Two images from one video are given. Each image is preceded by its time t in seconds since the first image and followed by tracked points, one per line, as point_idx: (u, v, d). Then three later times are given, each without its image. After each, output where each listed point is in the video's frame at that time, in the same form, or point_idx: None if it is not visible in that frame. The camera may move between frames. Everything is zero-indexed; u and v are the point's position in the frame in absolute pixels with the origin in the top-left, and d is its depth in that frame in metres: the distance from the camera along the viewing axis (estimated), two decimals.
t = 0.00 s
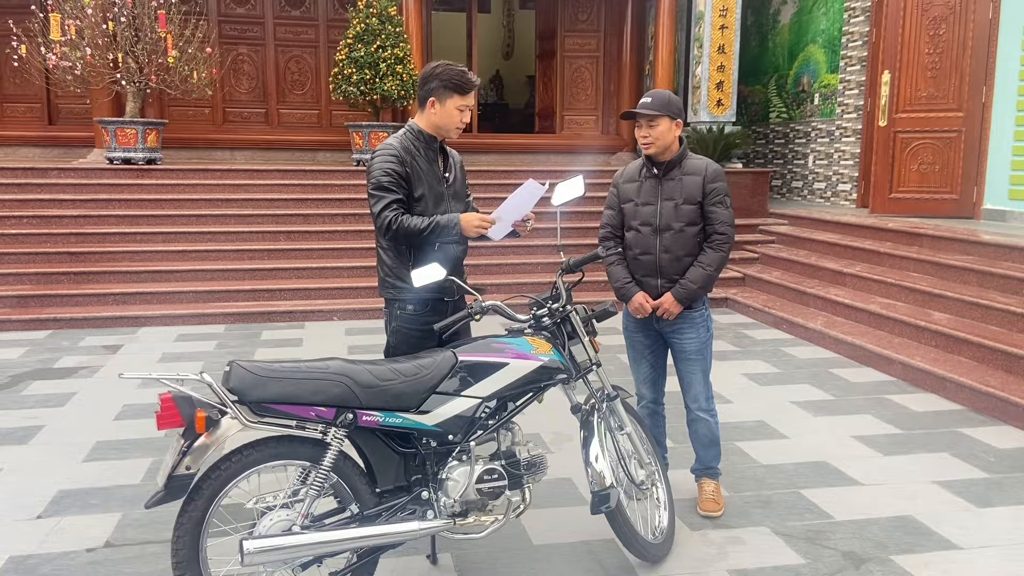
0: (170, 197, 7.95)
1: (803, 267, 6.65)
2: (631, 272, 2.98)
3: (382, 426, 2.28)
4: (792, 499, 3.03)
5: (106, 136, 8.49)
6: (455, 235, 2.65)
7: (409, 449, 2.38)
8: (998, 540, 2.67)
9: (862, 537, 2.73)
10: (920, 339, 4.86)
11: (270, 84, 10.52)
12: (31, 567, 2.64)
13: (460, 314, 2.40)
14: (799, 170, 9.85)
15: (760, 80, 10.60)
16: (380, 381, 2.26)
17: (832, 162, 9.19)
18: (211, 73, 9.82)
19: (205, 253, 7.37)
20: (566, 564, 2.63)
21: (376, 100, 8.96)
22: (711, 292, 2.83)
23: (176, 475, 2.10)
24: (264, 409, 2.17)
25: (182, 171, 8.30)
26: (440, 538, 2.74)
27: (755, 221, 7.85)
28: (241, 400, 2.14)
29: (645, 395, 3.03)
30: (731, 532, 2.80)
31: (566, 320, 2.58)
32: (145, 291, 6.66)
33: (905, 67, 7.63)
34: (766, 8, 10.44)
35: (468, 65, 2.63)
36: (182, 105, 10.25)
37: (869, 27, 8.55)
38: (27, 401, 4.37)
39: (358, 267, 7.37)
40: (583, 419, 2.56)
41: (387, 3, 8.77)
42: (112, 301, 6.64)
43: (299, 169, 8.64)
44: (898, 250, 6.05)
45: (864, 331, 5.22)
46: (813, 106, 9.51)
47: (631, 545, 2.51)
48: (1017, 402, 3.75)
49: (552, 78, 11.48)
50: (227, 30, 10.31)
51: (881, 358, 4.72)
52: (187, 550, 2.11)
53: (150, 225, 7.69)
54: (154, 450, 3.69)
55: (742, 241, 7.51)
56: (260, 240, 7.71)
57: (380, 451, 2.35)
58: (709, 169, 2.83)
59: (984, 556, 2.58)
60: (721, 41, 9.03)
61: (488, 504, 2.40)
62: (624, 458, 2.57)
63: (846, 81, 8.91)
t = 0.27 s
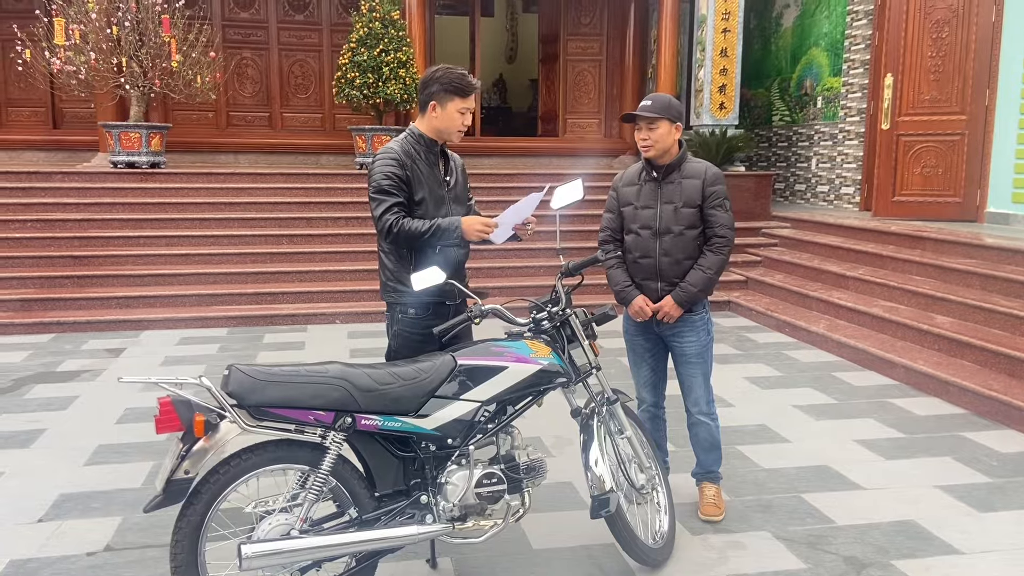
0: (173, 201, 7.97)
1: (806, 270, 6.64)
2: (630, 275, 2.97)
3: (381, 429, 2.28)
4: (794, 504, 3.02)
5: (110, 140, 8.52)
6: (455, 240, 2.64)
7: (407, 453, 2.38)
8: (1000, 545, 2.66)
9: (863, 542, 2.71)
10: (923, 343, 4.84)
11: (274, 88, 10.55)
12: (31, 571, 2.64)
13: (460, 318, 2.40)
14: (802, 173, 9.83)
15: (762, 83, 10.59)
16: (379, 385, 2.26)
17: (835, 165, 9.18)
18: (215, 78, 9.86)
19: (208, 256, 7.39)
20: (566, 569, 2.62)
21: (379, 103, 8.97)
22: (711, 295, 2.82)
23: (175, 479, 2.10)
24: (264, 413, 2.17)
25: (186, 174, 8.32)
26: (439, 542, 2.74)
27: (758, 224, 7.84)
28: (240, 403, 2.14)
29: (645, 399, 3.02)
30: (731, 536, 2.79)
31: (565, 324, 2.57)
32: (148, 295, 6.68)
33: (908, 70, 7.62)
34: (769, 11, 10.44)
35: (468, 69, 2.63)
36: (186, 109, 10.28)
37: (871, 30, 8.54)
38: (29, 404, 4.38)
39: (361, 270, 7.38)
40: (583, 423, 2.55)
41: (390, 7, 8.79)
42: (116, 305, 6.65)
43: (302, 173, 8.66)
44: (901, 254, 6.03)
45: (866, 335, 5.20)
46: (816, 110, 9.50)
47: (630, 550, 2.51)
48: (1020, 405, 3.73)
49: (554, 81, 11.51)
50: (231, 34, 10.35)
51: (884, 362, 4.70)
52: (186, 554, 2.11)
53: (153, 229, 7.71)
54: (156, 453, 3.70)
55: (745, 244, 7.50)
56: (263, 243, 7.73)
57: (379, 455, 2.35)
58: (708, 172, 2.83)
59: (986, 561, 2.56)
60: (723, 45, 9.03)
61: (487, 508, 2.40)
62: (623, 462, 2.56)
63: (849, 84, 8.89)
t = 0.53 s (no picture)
0: (178, 204, 8.00)
1: (810, 273, 6.62)
2: (632, 279, 2.97)
3: (382, 433, 2.28)
4: (796, 508, 3.01)
5: (115, 144, 8.56)
6: (461, 243, 2.64)
7: (408, 457, 2.38)
8: (1004, 550, 2.64)
9: (866, 547, 2.70)
10: (928, 346, 4.82)
11: (279, 91, 10.58)
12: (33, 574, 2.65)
13: (461, 321, 2.39)
14: (807, 176, 9.81)
15: (767, 86, 10.57)
16: (379, 389, 2.26)
17: (840, 168, 9.16)
18: (220, 82, 9.89)
19: (212, 260, 7.41)
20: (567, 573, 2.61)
21: (384, 107, 8.99)
22: (713, 298, 2.82)
23: (176, 482, 2.11)
24: (265, 416, 2.17)
25: (191, 178, 8.35)
26: (441, 545, 2.73)
27: (762, 227, 7.82)
28: (241, 407, 2.14)
29: (647, 402, 3.02)
30: (733, 541, 2.78)
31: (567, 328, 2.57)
32: (152, 298, 6.70)
33: (913, 73, 7.60)
34: (773, 14, 10.42)
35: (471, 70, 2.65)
36: (191, 113, 10.32)
37: (875, 34, 8.53)
38: (34, 407, 4.40)
39: (364, 274, 7.39)
40: (584, 427, 2.55)
41: (394, 11, 8.81)
42: (120, 308, 6.68)
43: (306, 176, 8.68)
44: (906, 257, 6.01)
45: (871, 339, 5.18)
46: (820, 113, 9.48)
47: (632, 554, 2.50)
48: None
49: (559, 85, 11.53)
50: (236, 38, 10.39)
51: (888, 366, 4.68)
52: (187, 557, 2.12)
53: (158, 232, 7.74)
54: (159, 456, 3.70)
55: (749, 248, 7.49)
56: (267, 247, 7.75)
57: (380, 458, 2.35)
58: (710, 176, 2.82)
59: (990, 566, 2.55)
60: (728, 48, 9.02)
61: (488, 512, 2.40)
62: (625, 466, 2.55)
63: (854, 87, 8.87)
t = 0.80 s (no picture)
0: (184, 208, 8.04)
1: (815, 277, 6.61)
2: (635, 283, 2.98)
3: (386, 437, 2.30)
4: (800, 512, 3.01)
5: (122, 148, 8.61)
6: (466, 250, 2.66)
7: (413, 460, 2.39)
8: (1007, 555, 2.64)
9: (870, 551, 2.70)
10: (933, 350, 4.81)
11: (285, 95, 10.62)
12: None
13: (464, 326, 2.41)
14: (812, 180, 9.80)
15: (772, 90, 10.56)
16: (384, 393, 2.27)
17: (845, 171, 9.15)
18: (226, 86, 9.94)
19: (218, 263, 7.44)
20: None
21: (389, 111, 9.02)
22: (716, 303, 2.82)
23: (182, 485, 2.13)
24: (270, 420, 2.19)
25: (197, 181, 8.39)
26: (445, 548, 2.75)
27: (767, 230, 7.82)
28: (247, 411, 2.16)
29: (650, 406, 3.03)
30: (737, 545, 2.78)
31: (570, 332, 2.58)
32: (159, 301, 6.73)
33: (917, 76, 7.58)
34: (778, 17, 10.42)
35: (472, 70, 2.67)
36: (197, 116, 10.37)
37: (880, 37, 8.52)
38: (41, 410, 4.43)
39: (369, 277, 7.41)
40: (588, 431, 2.56)
41: (399, 15, 8.84)
42: (127, 311, 6.71)
43: (312, 179, 8.71)
44: (911, 261, 6.00)
45: (875, 342, 5.18)
46: (825, 116, 9.48)
47: (635, 557, 2.52)
48: None
49: (563, 88, 11.54)
50: (242, 42, 10.44)
51: (893, 370, 4.68)
52: (193, 560, 2.14)
53: (164, 236, 7.78)
54: (165, 459, 3.73)
55: (753, 251, 7.48)
56: (273, 250, 7.78)
57: (384, 462, 2.36)
58: (713, 181, 2.84)
59: (993, 570, 2.55)
60: (732, 51, 9.03)
61: (492, 516, 2.41)
62: (628, 470, 2.56)
63: (859, 90, 8.87)
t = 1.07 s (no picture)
0: (193, 212, 8.11)
1: (821, 281, 6.63)
2: (641, 290, 3.01)
3: (395, 443, 2.34)
4: (804, 517, 3.04)
5: (133, 152, 8.69)
6: (476, 258, 2.70)
7: (421, 466, 2.43)
8: (1009, 560, 2.66)
9: (873, 556, 2.73)
10: (938, 355, 4.82)
11: (293, 99, 10.69)
12: None
13: (472, 333, 2.45)
14: (818, 183, 9.81)
15: (779, 93, 10.57)
16: (392, 400, 2.32)
17: (851, 175, 9.15)
18: (235, 90, 10.02)
19: (227, 267, 7.50)
20: None
21: (396, 115, 9.08)
22: (720, 310, 2.85)
23: (196, 490, 2.17)
24: (282, 427, 2.24)
25: (206, 186, 8.46)
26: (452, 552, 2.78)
27: (773, 234, 7.83)
28: (259, 417, 2.21)
29: (656, 412, 3.06)
30: (741, 549, 2.81)
31: (576, 339, 2.62)
32: (168, 305, 6.79)
33: (923, 80, 7.58)
34: (785, 21, 10.42)
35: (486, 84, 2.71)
36: (206, 121, 10.45)
37: (887, 41, 8.53)
38: (54, 413, 4.49)
39: (377, 280, 7.46)
40: (593, 437, 2.60)
41: (407, 20, 8.90)
42: (137, 314, 6.78)
43: (320, 183, 8.77)
44: (917, 265, 6.01)
45: (881, 347, 5.19)
46: (832, 119, 9.48)
47: (640, 562, 2.55)
48: None
49: (570, 92, 11.57)
50: (251, 47, 10.52)
51: (898, 375, 4.69)
52: (206, 563, 2.19)
53: (174, 240, 7.85)
54: (177, 463, 3.78)
55: (759, 255, 7.50)
56: (281, 254, 7.84)
57: (393, 467, 2.40)
58: (718, 190, 2.87)
59: None
60: (739, 55, 9.05)
61: (499, 521, 2.44)
62: (633, 475, 2.60)
63: (865, 94, 8.87)
